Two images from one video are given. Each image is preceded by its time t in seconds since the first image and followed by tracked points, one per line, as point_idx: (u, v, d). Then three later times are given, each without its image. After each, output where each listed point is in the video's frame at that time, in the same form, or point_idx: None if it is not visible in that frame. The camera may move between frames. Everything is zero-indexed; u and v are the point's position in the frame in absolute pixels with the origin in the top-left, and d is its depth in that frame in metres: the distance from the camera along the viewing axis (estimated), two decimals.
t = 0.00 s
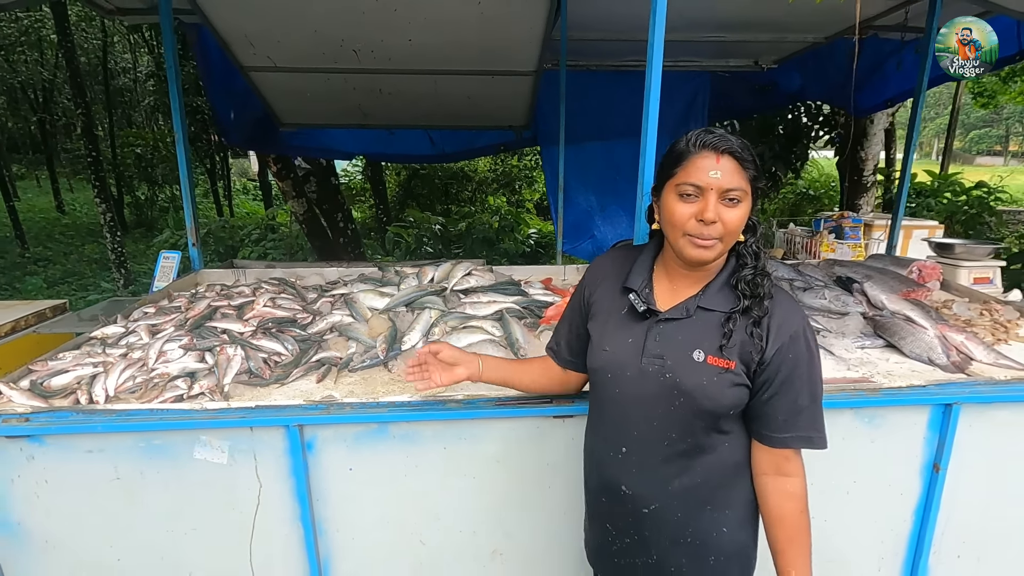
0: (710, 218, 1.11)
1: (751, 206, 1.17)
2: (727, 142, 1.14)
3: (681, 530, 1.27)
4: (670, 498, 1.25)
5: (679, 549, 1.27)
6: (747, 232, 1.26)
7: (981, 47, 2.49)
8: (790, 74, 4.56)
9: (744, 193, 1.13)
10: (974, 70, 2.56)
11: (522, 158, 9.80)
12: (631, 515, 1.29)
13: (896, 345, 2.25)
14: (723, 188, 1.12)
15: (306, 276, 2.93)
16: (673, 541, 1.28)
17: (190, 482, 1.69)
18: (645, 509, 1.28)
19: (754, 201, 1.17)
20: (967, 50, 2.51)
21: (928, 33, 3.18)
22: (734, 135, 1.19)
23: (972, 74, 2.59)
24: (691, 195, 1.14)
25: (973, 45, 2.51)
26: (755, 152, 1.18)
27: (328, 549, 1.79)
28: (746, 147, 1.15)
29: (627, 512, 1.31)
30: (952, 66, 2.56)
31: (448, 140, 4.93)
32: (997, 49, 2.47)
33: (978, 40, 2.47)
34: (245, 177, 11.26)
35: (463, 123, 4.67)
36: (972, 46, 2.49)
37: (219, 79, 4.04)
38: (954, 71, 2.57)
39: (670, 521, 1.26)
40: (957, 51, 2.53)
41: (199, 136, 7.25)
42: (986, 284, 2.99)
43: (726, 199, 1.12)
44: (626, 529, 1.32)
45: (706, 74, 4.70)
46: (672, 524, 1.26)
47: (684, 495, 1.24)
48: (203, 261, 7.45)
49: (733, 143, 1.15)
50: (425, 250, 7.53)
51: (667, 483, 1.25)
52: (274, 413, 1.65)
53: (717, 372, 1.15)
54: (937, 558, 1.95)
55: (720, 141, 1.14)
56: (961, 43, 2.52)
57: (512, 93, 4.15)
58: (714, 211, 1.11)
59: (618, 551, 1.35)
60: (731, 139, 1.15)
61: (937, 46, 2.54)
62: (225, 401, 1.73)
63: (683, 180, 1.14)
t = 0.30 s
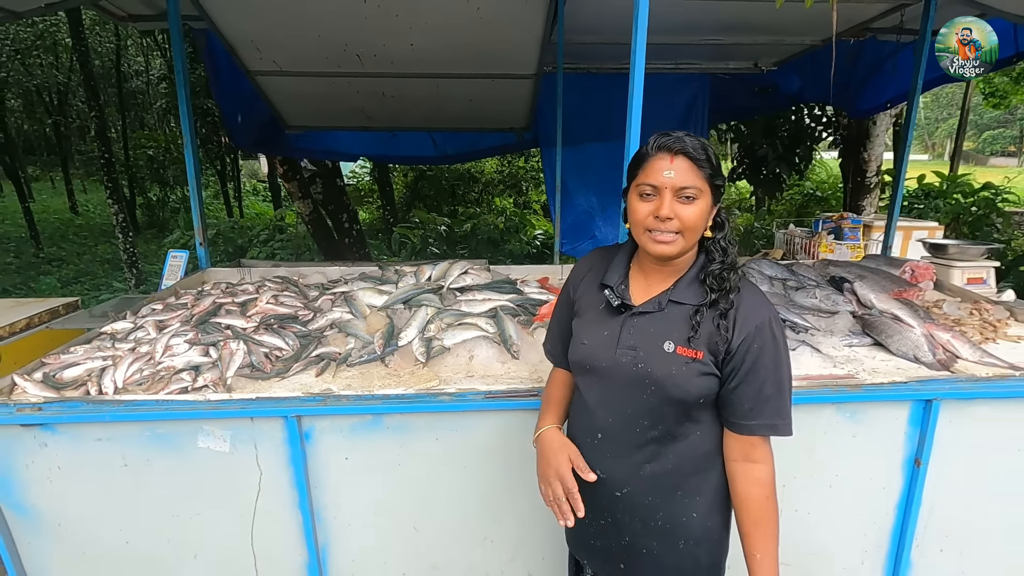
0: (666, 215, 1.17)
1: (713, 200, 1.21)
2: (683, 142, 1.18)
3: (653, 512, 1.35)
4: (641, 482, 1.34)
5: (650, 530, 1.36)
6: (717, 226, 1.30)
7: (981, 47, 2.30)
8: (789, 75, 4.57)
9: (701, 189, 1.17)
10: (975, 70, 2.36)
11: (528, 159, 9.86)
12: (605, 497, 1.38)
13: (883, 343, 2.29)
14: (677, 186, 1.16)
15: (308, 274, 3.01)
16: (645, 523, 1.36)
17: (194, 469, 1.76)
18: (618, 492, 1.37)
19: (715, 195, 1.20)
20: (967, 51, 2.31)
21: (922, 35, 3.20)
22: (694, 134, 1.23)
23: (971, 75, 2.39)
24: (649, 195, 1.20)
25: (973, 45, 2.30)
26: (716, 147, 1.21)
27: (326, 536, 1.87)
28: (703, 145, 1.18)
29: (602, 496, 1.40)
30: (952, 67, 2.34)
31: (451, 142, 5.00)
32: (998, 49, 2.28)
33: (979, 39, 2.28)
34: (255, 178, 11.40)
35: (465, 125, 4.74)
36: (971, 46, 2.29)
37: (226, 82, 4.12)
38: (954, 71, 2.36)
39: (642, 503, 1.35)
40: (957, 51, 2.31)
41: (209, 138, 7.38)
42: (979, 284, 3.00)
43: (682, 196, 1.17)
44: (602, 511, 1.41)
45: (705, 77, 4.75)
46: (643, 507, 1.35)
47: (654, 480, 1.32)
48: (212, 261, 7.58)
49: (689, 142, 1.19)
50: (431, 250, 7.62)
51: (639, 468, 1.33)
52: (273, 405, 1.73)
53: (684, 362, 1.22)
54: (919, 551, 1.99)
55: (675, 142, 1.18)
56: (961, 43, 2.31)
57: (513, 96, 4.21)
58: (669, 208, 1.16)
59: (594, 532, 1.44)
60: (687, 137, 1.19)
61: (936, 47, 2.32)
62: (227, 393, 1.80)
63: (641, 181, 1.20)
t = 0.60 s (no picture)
0: (637, 211, 1.22)
1: (685, 196, 1.25)
2: (656, 142, 1.23)
3: (637, 499, 1.37)
4: (626, 469, 1.36)
5: (634, 517, 1.38)
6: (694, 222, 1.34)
7: (981, 47, 2.29)
8: (791, 77, 4.63)
9: (672, 186, 1.22)
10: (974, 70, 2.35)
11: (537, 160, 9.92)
12: (591, 484, 1.41)
13: (875, 341, 2.31)
14: (649, 184, 1.22)
15: (313, 271, 3.09)
16: (630, 510, 1.38)
17: (198, 456, 1.84)
18: (604, 479, 1.39)
19: (688, 192, 1.25)
20: (967, 50, 2.30)
21: (920, 36, 3.22)
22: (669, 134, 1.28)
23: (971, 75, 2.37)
24: (623, 192, 1.25)
25: (973, 45, 2.30)
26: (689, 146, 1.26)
27: (324, 523, 1.94)
28: (675, 144, 1.23)
29: (588, 484, 1.43)
30: (952, 66, 2.33)
31: (455, 143, 5.06)
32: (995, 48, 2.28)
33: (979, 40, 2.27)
34: (268, 179, 11.59)
35: (470, 126, 4.80)
36: (972, 45, 2.29)
37: (236, 85, 4.26)
38: (954, 71, 2.35)
39: (627, 490, 1.37)
40: (957, 51, 2.31)
41: (223, 139, 7.54)
42: (978, 284, 3.01)
43: (653, 192, 1.22)
44: (589, 498, 1.43)
45: (708, 78, 4.78)
46: (628, 494, 1.37)
47: (638, 467, 1.35)
48: (224, 260, 7.73)
49: (661, 142, 1.24)
50: (439, 250, 7.70)
51: (624, 456, 1.35)
52: (273, 396, 1.80)
53: (664, 354, 1.25)
54: (906, 545, 2.02)
55: (648, 142, 1.24)
56: (961, 43, 2.31)
57: (516, 97, 4.27)
58: (641, 204, 1.22)
59: (582, 519, 1.46)
60: (660, 137, 1.24)
61: (936, 46, 2.31)
62: (230, 384, 1.88)
63: (616, 179, 1.26)
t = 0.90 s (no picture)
0: (615, 217, 1.25)
1: (663, 200, 1.28)
2: (631, 149, 1.26)
3: (620, 501, 1.36)
4: (609, 472, 1.35)
5: (618, 520, 1.37)
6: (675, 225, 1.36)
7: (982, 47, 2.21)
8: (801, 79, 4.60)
9: (648, 191, 1.25)
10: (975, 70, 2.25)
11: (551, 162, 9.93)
12: (575, 487, 1.40)
13: (874, 346, 2.28)
14: (625, 190, 1.25)
15: (317, 272, 3.14)
16: (613, 513, 1.37)
17: (197, 452, 1.89)
18: (587, 482, 1.38)
19: (664, 196, 1.28)
20: (968, 50, 2.22)
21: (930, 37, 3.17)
22: (645, 138, 1.30)
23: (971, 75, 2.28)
24: (601, 199, 1.28)
25: (973, 45, 2.22)
26: (666, 151, 1.28)
27: (318, 519, 1.97)
28: (650, 150, 1.25)
29: (571, 487, 1.42)
30: (952, 67, 2.26)
31: (463, 145, 5.09)
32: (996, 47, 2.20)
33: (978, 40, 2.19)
34: (286, 181, 11.76)
35: (478, 128, 4.83)
36: (973, 45, 2.20)
37: (247, 90, 4.37)
38: (953, 71, 2.28)
39: (609, 492, 1.36)
40: (957, 51, 2.23)
41: (240, 141, 7.67)
42: (986, 290, 2.95)
43: (630, 198, 1.25)
44: (572, 501, 1.43)
45: (717, 80, 4.76)
46: (611, 496, 1.36)
47: (620, 470, 1.34)
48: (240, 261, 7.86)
49: (636, 147, 1.26)
50: (450, 251, 7.75)
51: (607, 459, 1.34)
52: (268, 393, 1.84)
53: (645, 357, 1.24)
54: (902, 552, 2.00)
55: (623, 148, 1.26)
56: (961, 43, 2.23)
57: (523, 100, 4.29)
58: (618, 211, 1.25)
59: (567, 522, 1.46)
60: (636, 143, 1.27)
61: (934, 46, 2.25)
62: (228, 381, 1.93)
63: (594, 186, 1.29)
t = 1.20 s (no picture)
0: (579, 221, 1.29)
1: (631, 204, 1.28)
2: (601, 153, 1.27)
3: (595, 504, 1.36)
4: (584, 474, 1.35)
5: (593, 522, 1.37)
6: (654, 230, 1.35)
7: (981, 48, 2.14)
8: (817, 82, 4.53)
9: (613, 196, 1.26)
10: (973, 70, 2.18)
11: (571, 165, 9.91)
12: (551, 488, 1.41)
13: (879, 353, 2.23)
14: (590, 194, 1.27)
15: (326, 271, 3.20)
16: (588, 516, 1.37)
17: (197, 444, 1.95)
18: (562, 484, 1.39)
19: (634, 201, 1.27)
20: (967, 50, 2.16)
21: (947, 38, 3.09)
22: (622, 142, 1.30)
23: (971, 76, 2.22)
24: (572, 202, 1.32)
25: (973, 45, 2.15)
26: (639, 155, 1.27)
27: (313, 513, 2.01)
28: (619, 154, 1.26)
29: (548, 488, 1.43)
30: (951, 68, 2.19)
31: (475, 147, 5.12)
32: (996, 49, 2.14)
33: (977, 41, 2.13)
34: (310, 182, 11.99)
35: (491, 130, 4.86)
36: (973, 45, 2.14)
37: (264, 95, 4.47)
38: (952, 72, 2.21)
39: (584, 494, 1.37)
40: (957, 52, 2.17)
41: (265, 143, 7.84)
42: (1006, 297, 2.84)
43: (595, 203, 1.27)
44: (550, 502, 1.44)
45: (733, 82, 4.70)
46: (586, 498, 1.36)
47: (594, 473, 1.34)
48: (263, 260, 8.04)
49: (607, 151, 1.28)
50: (467, 253, 7.79)
51: (582, 461, 1.35)
52: (265, 389, 1.89)
53: (618, 362, 1.25)
54: (902, 565, 1.95)
55: (593, 152, 1.28)
56: (961, 43, 2.17)
57: (534, 102, 4.30)
58: (582, 214, 1.28)
59: (545, 522, 1.47)
60: (608, 147, 1.28)
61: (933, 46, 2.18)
62: (229, 377, 1.98)
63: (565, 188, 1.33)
